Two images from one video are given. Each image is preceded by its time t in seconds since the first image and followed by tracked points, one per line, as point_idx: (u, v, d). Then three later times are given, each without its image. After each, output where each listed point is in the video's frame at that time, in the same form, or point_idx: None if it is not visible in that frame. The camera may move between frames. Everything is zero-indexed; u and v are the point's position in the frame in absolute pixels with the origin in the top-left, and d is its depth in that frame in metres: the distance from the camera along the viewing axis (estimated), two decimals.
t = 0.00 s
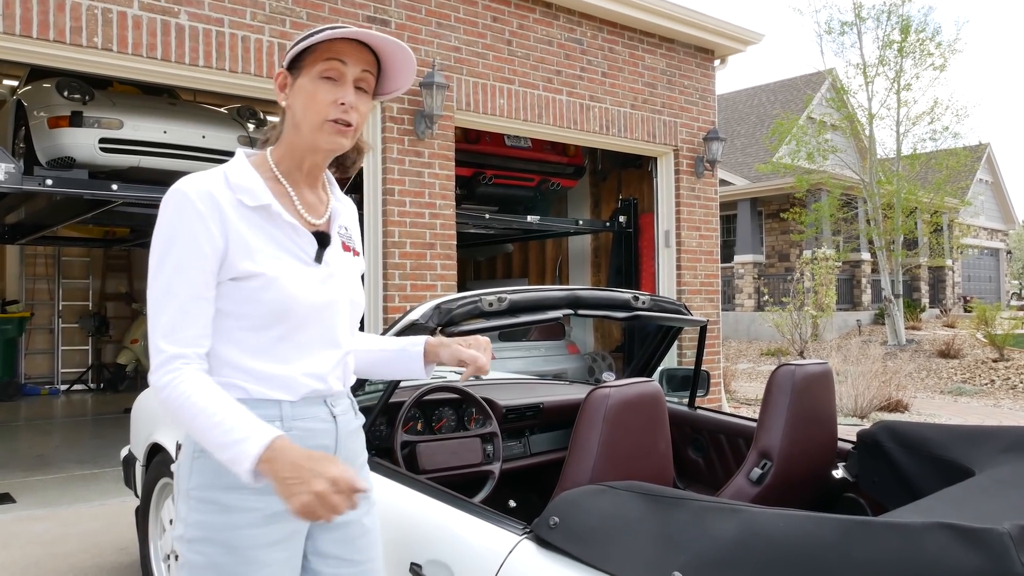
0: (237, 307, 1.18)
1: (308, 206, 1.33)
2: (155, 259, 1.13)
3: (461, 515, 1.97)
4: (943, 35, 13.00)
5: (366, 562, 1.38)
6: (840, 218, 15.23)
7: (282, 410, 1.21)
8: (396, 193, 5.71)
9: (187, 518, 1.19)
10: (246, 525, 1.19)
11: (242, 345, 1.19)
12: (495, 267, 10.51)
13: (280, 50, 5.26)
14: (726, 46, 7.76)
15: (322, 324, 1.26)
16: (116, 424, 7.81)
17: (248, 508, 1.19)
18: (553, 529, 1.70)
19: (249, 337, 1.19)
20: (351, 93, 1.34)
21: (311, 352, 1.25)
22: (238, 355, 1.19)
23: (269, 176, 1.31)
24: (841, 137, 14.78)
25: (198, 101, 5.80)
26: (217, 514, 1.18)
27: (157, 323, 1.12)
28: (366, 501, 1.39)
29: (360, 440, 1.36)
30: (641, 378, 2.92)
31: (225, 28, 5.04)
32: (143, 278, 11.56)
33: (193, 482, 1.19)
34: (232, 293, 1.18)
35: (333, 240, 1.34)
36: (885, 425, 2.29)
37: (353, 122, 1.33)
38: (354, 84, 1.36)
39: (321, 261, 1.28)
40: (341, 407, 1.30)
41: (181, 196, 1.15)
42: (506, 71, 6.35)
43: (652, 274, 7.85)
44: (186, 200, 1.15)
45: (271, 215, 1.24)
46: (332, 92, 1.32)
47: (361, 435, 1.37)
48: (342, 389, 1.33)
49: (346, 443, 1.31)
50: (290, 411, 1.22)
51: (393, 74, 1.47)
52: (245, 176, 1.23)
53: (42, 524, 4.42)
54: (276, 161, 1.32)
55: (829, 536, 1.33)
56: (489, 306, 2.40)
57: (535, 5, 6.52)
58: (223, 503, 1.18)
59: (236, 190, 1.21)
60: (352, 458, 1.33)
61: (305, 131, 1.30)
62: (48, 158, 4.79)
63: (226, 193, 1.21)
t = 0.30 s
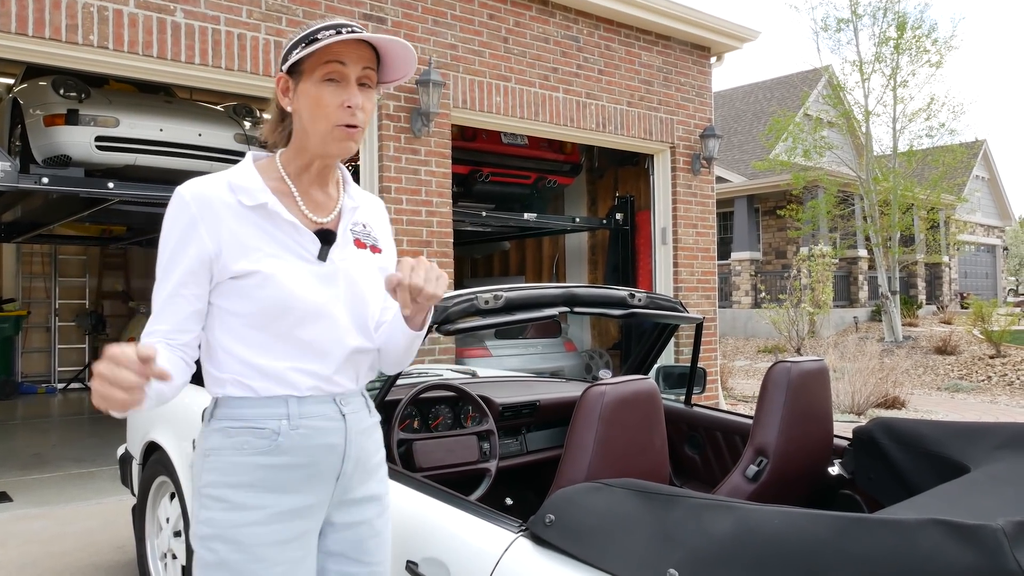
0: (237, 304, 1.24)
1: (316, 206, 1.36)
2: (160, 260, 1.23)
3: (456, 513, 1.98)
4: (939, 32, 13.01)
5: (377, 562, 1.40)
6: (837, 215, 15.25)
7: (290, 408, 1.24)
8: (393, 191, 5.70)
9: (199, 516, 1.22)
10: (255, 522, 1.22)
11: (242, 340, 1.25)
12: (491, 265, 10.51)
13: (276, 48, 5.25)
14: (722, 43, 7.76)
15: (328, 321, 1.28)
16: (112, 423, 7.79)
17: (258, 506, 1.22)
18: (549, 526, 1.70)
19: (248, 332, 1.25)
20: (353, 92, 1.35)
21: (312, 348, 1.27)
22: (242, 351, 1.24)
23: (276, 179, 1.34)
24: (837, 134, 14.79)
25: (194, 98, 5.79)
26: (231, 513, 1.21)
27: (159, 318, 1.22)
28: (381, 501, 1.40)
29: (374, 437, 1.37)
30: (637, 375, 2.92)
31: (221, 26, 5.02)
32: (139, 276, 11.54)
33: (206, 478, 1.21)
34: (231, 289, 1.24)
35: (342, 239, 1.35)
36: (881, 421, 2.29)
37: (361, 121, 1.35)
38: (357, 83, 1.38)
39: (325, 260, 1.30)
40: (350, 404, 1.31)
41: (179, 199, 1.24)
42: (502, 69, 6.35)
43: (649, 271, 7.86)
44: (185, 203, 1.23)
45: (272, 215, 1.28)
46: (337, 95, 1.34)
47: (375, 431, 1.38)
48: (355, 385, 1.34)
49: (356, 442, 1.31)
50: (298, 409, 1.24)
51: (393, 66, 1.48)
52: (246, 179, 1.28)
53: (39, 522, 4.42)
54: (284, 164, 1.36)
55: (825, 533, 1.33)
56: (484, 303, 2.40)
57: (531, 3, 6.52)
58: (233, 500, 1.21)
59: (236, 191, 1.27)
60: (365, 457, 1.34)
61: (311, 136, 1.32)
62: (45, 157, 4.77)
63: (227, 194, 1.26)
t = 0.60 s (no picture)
0: (266, 308, 1.22)
1: (347, 215, 1.35)
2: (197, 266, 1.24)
3: (456, 516, 1.97)
4: (935, 33, 13.04)
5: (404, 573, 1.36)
6: (834, 215, 15.28)
7: (311, 413, 1.22)
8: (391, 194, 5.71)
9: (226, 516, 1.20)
10: (278, 523, 1.19)
11: (270, 345, 1.24)
12: (489, 267, 10.52)
13: (273, 51, 5.26)
14: (718, 45, 7.78)
15: (356, 326, 1.26)
16: (111, 428, 7.78)
17: (279, 507, 1.19)
18: (546, 529, 1.71)
19: (276, 337, 1.23)
20: (381, 102, 1.34)
21: (338, 353, 1.25)
22: (271, 356, 1.23)
23: (308, 188, 1.34)
24: (834, 135, 14.82)
25: (191, 103, 5.80)
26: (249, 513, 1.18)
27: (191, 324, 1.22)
28: (410, 511, 1.36)
29: (404, 445, 1.33)
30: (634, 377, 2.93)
31: (218, 30, 5.03)
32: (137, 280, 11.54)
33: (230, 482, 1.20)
34: (259, 294, 1.23)
35: (371, 247, 1.32)
36: (879, 422, 2.30)
37: (387, 131, 1.33)
38: (384, 93, 1.37)
39: (352, 265, 1.27)
40: (375, 411, 1.27)
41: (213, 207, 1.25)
42: (499, 71, 6.35)
43: (646, 273, 7.87)
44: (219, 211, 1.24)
45: (300, 221, 1.27)
46: (364, 105, 1.33)
47: (406, 438, 1.34)
48: (384, 393, 1.31)
49: (382, 448, 1.27)
50: (319, 415, 1.22)
51: (420, 78, 1.46)
52: (276, 188, 1.28)
53: (38, 527, 4.42)
54: (316, 174, 1.36)
55: (821, 532, 1.33)
56: (482, 307, 2.40)
57: (527, 5, 6.53)
58: (256, 501, 1.18)
59: (267, 199, 1.27)
60: (393, 464, 1.30)
61: (340, 146, 1.31)
62: (42, 161, 4.77)
63: (259, 202, 1.26)
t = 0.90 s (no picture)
0: (288, 309, 1.21)
1: (369, 220, 1.35)
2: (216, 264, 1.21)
3: (455, 520, 1.98)
4: (931, 36, 13.08)
5: None
6: (832, 218, 15.30)
7: (327, 418, 1.21)
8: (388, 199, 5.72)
9: (234, 518, 1.20)
10: (291, 526, 1.18)
11: (289, 347, 1.22)
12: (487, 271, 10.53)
13: (271, 57, 5.27)
14: (715, 49, 7.80)
15: (376, 329, 1.26)
16: (109, 433, 7.77)
17: (291, 512, 1.18)
18: (544, 533, 1.71)
19: (296, 338, 1.22)
20: (396, 101, 1.36)
21: (357, 356, 1.24)
22: (291, 358, 1.22)
23: (331, 192, 1.34)
24: (831, 138, 14.85)
25: (189, 109, 5.81)
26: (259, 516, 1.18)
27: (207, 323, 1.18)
28: (416, 518, 1.36)
29: (414, 453, 1.33)
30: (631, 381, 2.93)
31: (216, 35, 5.04)
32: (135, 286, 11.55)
33: (242, 485, 1.19)
34: (280, 295, 1.21)
35: (391, 253, 1.33)
36: (875, 425, 2.30)
37: (402, 128, 1.33)
38: (400, 93, 1.38)
39: (373, 270, 1.28)
40: (390, 418, 1.27)
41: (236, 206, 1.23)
42: (496, 76, 6.37)
43: (644, 277, 7.88)
44: (244, 211, 1.22)
45: (323, 224, 1.26)
46: (379, 103, 1.34)
47: (416, 447, 1.34)
48: (398, 400, 1.30)
49: (394, 455, 1.27)
50: (335, 420, 1.21)
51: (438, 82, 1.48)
52: (299, 191, 1.28)
53: (36, 534, 4.41)
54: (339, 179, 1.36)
55: (815, 535, 1.34)
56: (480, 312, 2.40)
57: (524, 10, 6.55)
58: (268, 505, 1.18)
59: (291, 201, 1.26)
60: (403, 472, 1.30)
61: (357, 144, 1.32)
62: (40, 167, 4.77)
63: (283, 205, 1.25)
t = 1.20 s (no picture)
0: (284, 320, 1.18)
1: (367, 232, 1.34)
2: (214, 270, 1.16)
3: (454, 527, 1.98)
4: (927, 41, 13.14)
5: None
6: (829, 223, 15.33)
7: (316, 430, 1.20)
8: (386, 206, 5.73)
9: (227, 530, 1.21)
10: (284, 540, 1.19)
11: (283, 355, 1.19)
12: (485, 278, 10.54)
13: (269, 64, 5.28)
14: (711, 55, 7.84)
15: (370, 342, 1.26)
16: (107, 441, 7.76)
17: (283, 524, 1.18)
18: (541, 539, 1.71)
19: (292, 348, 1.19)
20: (414, 124, 1.36)
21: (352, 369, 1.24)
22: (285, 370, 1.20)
23: (330, 200, 1.32)
24: (828, 143, 14.91)
25: (187, 116, 5.83)
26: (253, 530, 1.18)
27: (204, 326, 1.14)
28: (408, 525, 1.37)
29: (405, 460, 1.34)
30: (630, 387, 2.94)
31: (214, 43, 5.05)
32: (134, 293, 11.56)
33: (234, 499, 1.20)
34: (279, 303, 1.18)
35: (386, 265, 1.33)
36: (874, 430, 2.30)
37: (412, 153, 1.34)
38: (420, 118, 1.39)
39: (370, 282, 1.27)
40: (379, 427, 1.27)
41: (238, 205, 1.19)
42: (493, 83, 6.39)
43: (642, 283, 7.89)
44: (242, 213, 1.19)
45: (324, 232, 1.25)
46: (395, 122, 1.35)
47: (407, 451, 1.36)
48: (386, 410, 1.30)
49: (385, 463, 1.28)
50: (324, 431, 1.21)
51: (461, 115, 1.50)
52: (303, 196, 1.26)
53: (34, 542, 4.40)
54: (340, 186, 1.34)
55: (811, 542, 1.34)
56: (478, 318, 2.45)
57: (521, 17, 6.58)
58: (259, 517, 1.18)
59: (293, 206, 1.24)
60: (395, 480, 1.31)
61: (366, 157, 1.32)
62: (39, 175, 4.78)
63: (284, 208, 1.24)
